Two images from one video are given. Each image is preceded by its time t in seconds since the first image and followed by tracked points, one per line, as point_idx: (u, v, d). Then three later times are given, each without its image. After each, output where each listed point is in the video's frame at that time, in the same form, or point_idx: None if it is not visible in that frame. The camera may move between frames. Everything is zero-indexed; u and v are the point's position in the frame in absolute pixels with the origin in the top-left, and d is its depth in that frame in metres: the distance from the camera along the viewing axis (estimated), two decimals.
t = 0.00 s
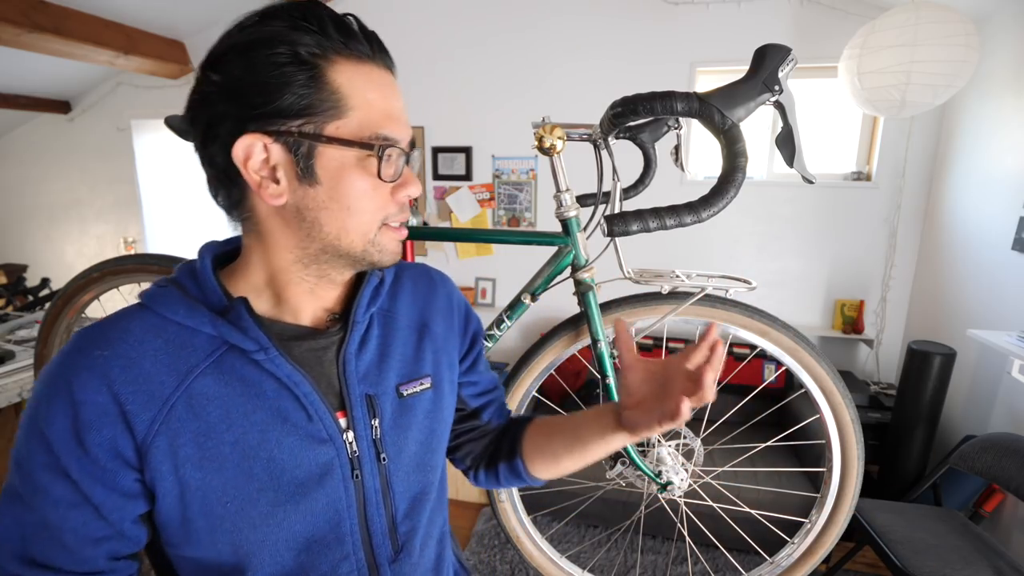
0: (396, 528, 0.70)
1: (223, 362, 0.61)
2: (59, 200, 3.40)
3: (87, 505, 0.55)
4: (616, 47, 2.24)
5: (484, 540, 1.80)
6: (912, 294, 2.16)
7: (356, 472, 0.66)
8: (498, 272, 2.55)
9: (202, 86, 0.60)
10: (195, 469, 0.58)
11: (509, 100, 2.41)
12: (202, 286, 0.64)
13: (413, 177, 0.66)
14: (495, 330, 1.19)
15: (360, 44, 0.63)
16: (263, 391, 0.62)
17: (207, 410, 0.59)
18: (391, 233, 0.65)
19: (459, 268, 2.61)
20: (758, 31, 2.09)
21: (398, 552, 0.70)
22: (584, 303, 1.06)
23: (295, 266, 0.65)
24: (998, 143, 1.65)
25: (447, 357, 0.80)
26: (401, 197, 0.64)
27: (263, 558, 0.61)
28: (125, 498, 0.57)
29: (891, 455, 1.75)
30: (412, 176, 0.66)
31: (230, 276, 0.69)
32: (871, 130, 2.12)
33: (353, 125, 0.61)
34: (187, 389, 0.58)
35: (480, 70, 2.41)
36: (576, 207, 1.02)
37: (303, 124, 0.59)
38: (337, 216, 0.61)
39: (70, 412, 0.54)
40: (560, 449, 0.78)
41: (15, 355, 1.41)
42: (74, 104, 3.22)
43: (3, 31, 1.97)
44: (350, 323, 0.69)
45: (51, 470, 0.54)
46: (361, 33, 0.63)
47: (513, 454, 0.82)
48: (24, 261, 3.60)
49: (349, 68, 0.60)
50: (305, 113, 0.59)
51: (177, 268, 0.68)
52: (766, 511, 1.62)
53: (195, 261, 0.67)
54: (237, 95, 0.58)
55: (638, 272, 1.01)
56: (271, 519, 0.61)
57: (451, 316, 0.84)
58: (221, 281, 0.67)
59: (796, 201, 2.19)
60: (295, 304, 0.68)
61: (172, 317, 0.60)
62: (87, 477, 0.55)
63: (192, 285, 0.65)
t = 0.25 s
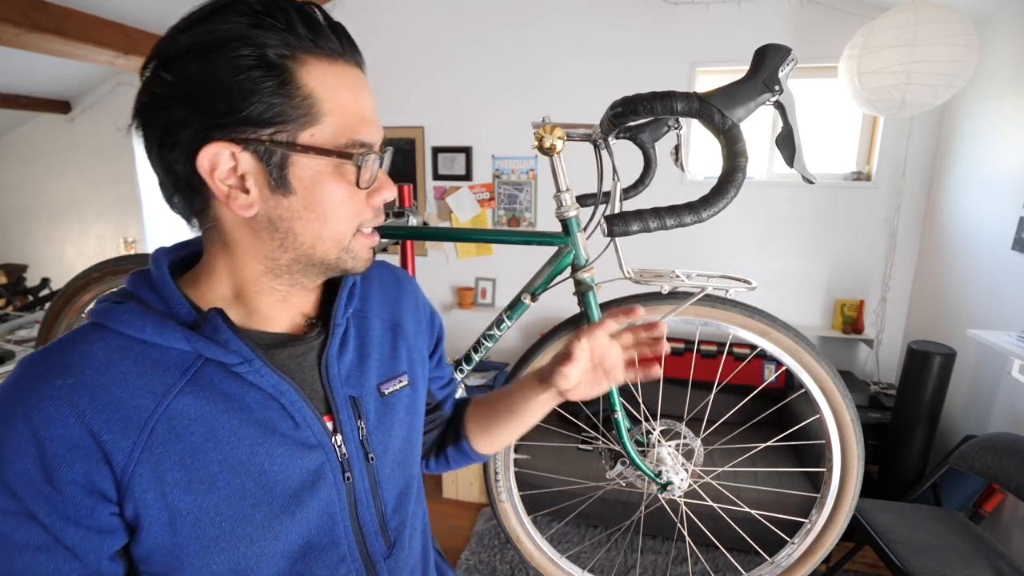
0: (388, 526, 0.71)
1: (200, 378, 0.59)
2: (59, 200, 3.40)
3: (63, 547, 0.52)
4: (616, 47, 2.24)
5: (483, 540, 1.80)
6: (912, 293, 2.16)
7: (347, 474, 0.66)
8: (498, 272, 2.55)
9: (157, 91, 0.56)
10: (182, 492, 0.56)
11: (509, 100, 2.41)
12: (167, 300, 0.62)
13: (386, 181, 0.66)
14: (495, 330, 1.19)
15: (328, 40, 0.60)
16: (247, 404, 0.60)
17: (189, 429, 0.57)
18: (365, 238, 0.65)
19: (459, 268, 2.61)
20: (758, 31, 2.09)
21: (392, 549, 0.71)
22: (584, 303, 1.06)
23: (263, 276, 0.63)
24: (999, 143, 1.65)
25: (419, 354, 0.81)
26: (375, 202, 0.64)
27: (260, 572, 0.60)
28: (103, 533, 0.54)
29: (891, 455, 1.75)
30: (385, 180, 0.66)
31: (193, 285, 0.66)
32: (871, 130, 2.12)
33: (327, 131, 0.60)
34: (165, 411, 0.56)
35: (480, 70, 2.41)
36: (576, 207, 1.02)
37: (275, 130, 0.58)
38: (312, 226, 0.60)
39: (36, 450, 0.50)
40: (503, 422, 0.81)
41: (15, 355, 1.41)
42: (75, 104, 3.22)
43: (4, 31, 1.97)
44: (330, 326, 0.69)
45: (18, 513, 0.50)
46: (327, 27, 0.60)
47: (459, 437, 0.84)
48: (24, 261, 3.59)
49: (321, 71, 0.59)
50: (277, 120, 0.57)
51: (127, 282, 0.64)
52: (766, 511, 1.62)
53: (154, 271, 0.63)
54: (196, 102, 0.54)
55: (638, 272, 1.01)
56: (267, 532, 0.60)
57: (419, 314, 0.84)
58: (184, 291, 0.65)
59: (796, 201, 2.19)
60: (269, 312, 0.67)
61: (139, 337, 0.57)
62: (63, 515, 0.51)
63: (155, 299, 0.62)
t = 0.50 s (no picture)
0: (383, 520, 0.71)
1: (197, 376, 0.57)
2: (59, 200, 3.40)
3: (57, 555, 0.48)
4: (616, 46, 2.24)
5: (483, 540, 1.80)
6: (912, 293, 2.16)
7: (344, 470, 0.66)
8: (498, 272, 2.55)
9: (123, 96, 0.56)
10: (183, 491, 0.54)
11: (510, 100, 2.41)
12: (157, 298, 0.60)
13: (311, 194, 0.54)
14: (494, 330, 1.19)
15: (255, 24, 0.52)
16: (246, 400, 0.60)
17: (189, 428, 0.55)
18: (287, 260, 0.54)
19: (459, 268, 2.61)
20: (758, 31, 2.09)
21: (388, 543, 0.71)
22: (584, 303, 1.06)
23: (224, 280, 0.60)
24: (999, 143, 1.65)
25: (405, 353, 0.81)
26: (294, 218, 0.53)
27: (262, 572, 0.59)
28: (100, 538, 0.51)
29: (891, 455, 1.75)
30: (310, 193, 0.53)
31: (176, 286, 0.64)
32: (871, 130, 2.12)
33: (235, 128, 0.51)
34: (165, 409, 0.54)
35: (480, 70, 2.41)
36: (576, 207, 1.02)
37: (187, 126, 0.51)
38: (213, 235, 0.52)
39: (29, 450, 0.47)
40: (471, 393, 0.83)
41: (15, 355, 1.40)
42: (75, 104, 3.22)
43: (3, 31, 1.97)
44: (321, 324, 0.69)
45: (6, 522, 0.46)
46: (282, 14, 0.55)
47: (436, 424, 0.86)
48: (24, 261, 3.60)
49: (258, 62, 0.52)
50: (198, 114, 0.51)
51: (108, 286, 0.61)
52: (767, 511, 1.62)
53: (138, 272, 0.62)
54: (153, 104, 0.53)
55: (638, 272, 1.01)
56: (270, 529, 0.59)
57: (402, 315, 0.85)
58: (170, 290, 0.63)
59: (796, 201, 2.19)
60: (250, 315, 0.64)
61: (134, 335, 0.55)
62: (59, 519, 0.48)
63: (144, 297, 0.60)
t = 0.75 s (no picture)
0: (378, 524, 0.71)
1: (202, 373, 0.58)
2: (59, 200, 3.40)
3: (59, 540, 0.50)
4: (616, 46, 2.24)
5: (483, 541, 1.80)
6: (912, 293, 2.16)
7: (343, 474, 0.66)
8: (498, 272, 2.55)
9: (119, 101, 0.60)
10: (181, 486, 0.55)
11: (510, 100, 2.41)
12: (170, 294, 0.62)
13: (277, 190, 0.55)
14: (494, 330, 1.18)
15: (212, 23, 0.54)
16: (248, 399, 0.60)
17: (190, 425, 0.56)
18: (260, 255, 0.56)
19: (459, 268, 2.61)
20: (758, 31, 2.09)
21: (382, 547, 0.71)
22: (584, 303, 1.07)
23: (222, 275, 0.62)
24: (998, 143, 1.65)
25: (413, 358, 0.81)
26: (259, 215, 0.55)
27: (255, 571, 0.60)
28: (99, 527, 0.52)
29: (891, 455, 1.75)
30: (275, 188, 0.55)
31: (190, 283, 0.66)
32: (871, 130, 2.12)
33: (195, 127, 0.54)
34: (169, 405, 0.55)
35: (480, 70, 2.41)
36: (576, 207, 1.02)
37: (160, 127, 0.55)
38: (196, 233, 0.56)
39: (37, 438, 0.49)
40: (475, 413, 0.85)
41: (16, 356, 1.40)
42: (75, 104, 3.22)
43: (3, 31, 1.97)
44: (331, 327, 0.70)
45: (12, 506, 0.48)
46: (242, 7, 0.56)
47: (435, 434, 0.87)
48: (24, 261, 3.59)
49: (219, 62, 0.54)
50: (168, 115, 0.55)
51: (127, 275, 0.63)
52: (767, 511, 1.62)
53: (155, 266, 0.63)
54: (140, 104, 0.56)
55: (638, 272, 1.01)
56: (264, 529, 0.59)
57: (413, 320, 0.85)
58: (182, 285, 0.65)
59: (796, 201, 2.19)
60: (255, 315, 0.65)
61: (144, 330, 0.56)
62: (60, 507, 0.50)
63: (157, 292, 0.62)
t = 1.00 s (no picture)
0: (380, 522, 0.70)
1: (213, 360, 0.60)
2: (59, 200, 3.40)
3: (72, 508, 0.52)
4: (616, 46, 2.24)
5: (483, 541, 1.80)
6: (912, 293, 2.16)
7: (345, 468, 0.66)
8: (498, 272, 2.55)
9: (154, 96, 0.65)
10: (185, 468, 0.56)
11: (509, 100, 2.41)
12: (189, 283, 0.64)
13: (289, 175, 0.57)
14: (495, 330, 1.19)
15: (240, 22, 0.57)
16: (254, 389, 0.61)
17: (198, 408, 0.57)
18: (271, 241, 0.57)
19: (459, 268, 2.61)
20: (758, 31, 2.09)
21: (383, 546, 0.70)
22: (584, 303, 1.07)
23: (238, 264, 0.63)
24: (998, 143, 1.65)
25: (427, 358, 0.80)
26: (271, 199, 0.56)
27: (252, 559, 0.59)
28: (111, 499, 0.54)
29: (891, 455, 1.75)
30: (288, 173, 0.57)
31: (212, 274, 0.68)
32: (871, 130, 2.12)
33: (218, 115, 0.57)
34: (178, 388, 0.57)
35: (480, 69, 2.42)
36: (576, 207, 1.02)
37: (189, 117, 0.59)
38: (213, 219, 0.58)
39: (57, 410, 0.51)
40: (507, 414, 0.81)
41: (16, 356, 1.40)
42: (75, 104, 3.22)
43: (3, 31, 1.97)
44: (339, 323, 0.70)
45: (31, 472, 0.51)
46: (267, 6, 0.59)
47: (469, 434, 0.85)
48: (24, 261, 3.59)
49: (244, 56, 0.57)
50: (196, 105, 0.58)
51: (156, 264, 0.66)
52: (767, 511, 1.62)
53: (179, 258, 0.66)
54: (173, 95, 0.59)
55: (638, 272, 1.01)
56: (262, 517, 0.60)
57: (430, 319, 0.84)
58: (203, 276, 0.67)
59: (796, 201, 2.19)
60: (268, 306, 0.66)
61: (162, 315, 0.59)
62: (75, 477, 0.52)
63: (178, 282, 0.64)
